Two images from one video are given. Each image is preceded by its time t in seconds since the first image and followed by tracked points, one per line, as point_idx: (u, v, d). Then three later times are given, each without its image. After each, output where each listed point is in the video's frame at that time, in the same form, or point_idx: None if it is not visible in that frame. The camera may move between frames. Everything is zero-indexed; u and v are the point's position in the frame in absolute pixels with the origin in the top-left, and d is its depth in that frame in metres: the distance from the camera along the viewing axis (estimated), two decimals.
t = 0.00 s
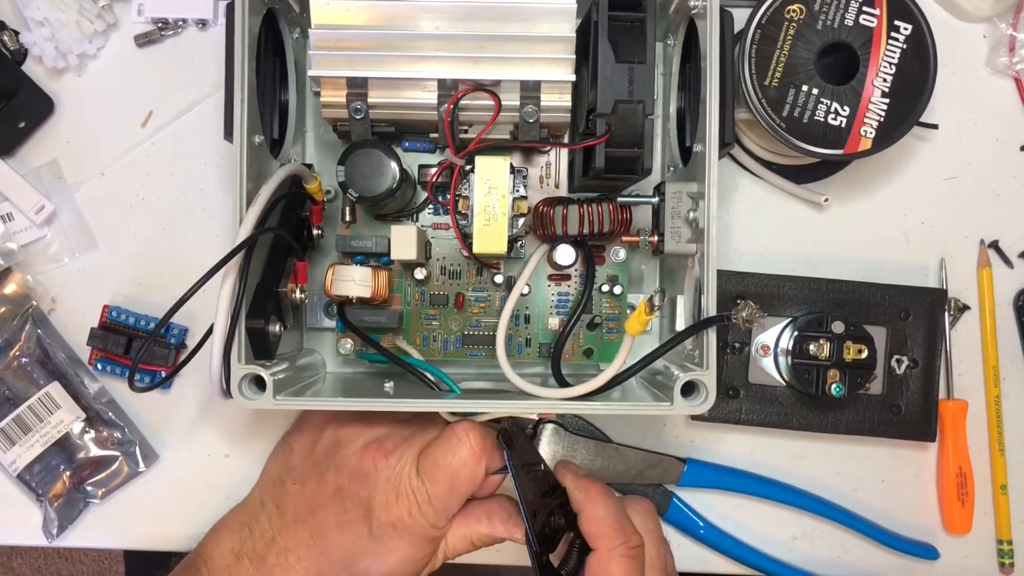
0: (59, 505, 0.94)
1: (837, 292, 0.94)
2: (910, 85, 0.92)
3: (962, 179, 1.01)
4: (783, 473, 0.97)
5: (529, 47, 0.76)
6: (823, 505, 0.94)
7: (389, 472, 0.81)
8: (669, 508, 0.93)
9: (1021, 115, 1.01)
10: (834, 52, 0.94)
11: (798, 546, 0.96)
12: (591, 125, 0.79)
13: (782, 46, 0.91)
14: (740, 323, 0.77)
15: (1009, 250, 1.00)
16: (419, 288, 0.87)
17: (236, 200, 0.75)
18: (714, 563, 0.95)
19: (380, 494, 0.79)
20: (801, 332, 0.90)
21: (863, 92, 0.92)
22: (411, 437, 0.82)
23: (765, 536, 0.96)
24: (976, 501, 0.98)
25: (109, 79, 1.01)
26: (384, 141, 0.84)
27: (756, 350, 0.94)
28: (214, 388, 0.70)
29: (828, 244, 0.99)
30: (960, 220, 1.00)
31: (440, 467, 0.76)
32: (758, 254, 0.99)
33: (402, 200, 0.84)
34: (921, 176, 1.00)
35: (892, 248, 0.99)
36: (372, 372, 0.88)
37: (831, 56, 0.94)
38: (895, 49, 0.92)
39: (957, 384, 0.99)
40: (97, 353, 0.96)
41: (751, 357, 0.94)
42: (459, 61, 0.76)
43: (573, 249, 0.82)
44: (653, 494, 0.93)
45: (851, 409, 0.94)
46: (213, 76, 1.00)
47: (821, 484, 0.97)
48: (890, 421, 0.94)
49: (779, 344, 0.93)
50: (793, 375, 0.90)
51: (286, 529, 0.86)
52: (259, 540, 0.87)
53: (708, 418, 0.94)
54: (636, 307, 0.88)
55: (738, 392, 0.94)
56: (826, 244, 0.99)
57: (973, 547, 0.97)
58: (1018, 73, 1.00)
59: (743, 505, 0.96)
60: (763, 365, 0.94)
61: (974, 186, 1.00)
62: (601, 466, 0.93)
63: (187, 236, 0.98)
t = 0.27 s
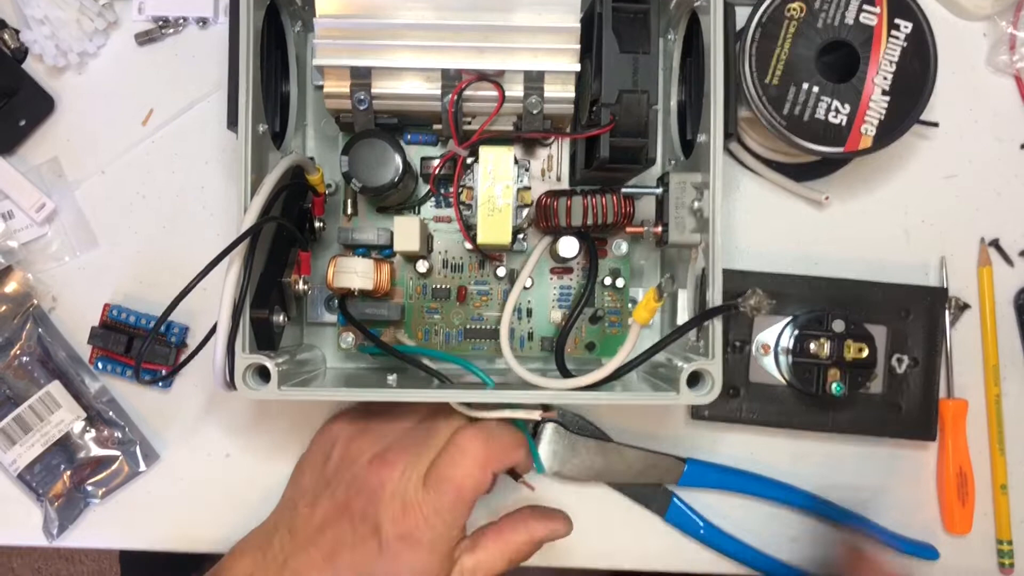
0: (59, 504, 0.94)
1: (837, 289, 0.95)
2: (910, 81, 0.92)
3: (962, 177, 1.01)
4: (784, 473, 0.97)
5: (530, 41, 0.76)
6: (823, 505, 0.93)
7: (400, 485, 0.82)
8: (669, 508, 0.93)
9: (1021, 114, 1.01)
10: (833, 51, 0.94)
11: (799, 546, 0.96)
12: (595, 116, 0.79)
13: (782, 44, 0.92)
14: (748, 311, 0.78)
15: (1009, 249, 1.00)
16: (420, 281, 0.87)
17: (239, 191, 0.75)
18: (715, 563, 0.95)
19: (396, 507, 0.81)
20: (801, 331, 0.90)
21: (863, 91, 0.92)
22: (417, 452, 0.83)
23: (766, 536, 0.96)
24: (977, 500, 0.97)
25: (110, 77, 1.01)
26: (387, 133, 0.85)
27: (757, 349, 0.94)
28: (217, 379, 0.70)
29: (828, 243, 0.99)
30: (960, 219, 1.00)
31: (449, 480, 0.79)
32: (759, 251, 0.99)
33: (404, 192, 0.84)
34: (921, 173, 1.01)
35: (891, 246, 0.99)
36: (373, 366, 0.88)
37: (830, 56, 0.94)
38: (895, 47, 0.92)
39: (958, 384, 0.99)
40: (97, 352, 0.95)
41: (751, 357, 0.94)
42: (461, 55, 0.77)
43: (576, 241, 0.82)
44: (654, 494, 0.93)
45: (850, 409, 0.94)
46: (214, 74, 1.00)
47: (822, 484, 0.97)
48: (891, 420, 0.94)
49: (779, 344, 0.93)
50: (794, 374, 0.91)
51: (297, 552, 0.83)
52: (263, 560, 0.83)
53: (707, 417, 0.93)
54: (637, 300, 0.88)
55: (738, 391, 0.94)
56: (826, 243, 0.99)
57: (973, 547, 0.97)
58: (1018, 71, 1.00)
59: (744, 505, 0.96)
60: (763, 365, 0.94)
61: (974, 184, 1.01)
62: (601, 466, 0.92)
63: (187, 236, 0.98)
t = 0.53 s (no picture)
0: (59, 505, 0.94)
1: (837, 291, 0.95)
2: (909, 83, 0.92)
3: (962, 179, 1.01)
4: (784, 474, 0.97)
5: (530, 43, 0.76)
6: (823, 505, 0.93)
7: (374, 528, 0.72)
8: (669, 509, 0.93)
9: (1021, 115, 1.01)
10: (833, 52, 0.94)
11: (799, 546, 0.96)
12: (593, 119, 0.79)
13: (782, 45, 0.92)
14: (746, 316, 0.78)
15: (1009, 250, 1.00)
16: (420, 283, 0.87)
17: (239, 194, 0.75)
18: (715, 563, 0.95)
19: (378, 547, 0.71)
20: (801, 332, 0.90)
21: (863, 93, 0.92)
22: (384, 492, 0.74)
23: (766, 536, 0.96)
24: (977, 501, 0.98)
25: (110, 79, 1.01)
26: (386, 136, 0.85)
27: (756, 350, 0.94)
28: (217, 380, 0.70)
29: (828, 244, 0.99)
30: (960, 220, 1.00)
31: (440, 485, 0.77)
32: (758, 252, 0.99)
33: (403, 195, 0.84)
34: (920, 175, 1.01)
35: (891, 247, 1.00)
36: (372, 368, 0.88)
37: (831, 57, 0.94)
38: (895, 49, 0.92)
39: (957, 384, 0.99)
40: (97, 353, 0.95)
41: (751, 358, 0.94)
42: (460, 57, 0.77)
43: (575, 243, 0.83)
44: (654, 493, 0.93)
45: (851, 409, 0.94)
46: (214, 76, 1.00)
47: (821, 485, 0.97)
48: (891, 420, 0.95)
49: (779, 344, 0.93)
50: (793, 375, 0.90)
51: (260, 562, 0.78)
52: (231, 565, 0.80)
53: (708, 418, 0.93)
54: (636, 302, 0.88)
55: (738, 392, 0.94)
56: (825, 244, 0.99)
57: (973, 547, 0.97)
58: (1017, 73, 1.01)
59: (744, 505, 0.96)
60: (762, 366, 0.94)
61: (974, 185, 1.01)
62: (601, 466, 0.92)
63: (188, 237, 0.98)
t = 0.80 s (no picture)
0: (59, 505, 0.94)
1: (837, 291, 0.95)
2: (909, 83, 0.92)
3: (961, 179, 1.01)
4: (784, 474, 0.97)
5: (530, 43, 0.77)
6: (823, 505, 0.93)
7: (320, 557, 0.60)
8: (669, 509, 0.93)
9: (1020, 116, 1.01)
10: (833, 53, 0.95)
11: (799, 546, 0.96)
12: (594, 119, 0.79)
13: (782, 46, 0.92)
14: (748, 313, 0.78)
15: (1008, 250, 1.01)
16: (420, 283, 0.87)
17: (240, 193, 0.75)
18: (715, 563, 0.95)
19: (393, 575, 0.66)
20: (801, 332, 0.90)
21: (863, 93, 0.92)
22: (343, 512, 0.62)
23: (766, 536, 0.96)
24: (977, 501, 0.98)
25: (110, 79, 1.01)
26: (386, 136, 0.85)
27: (756, 350, 0.94)
28: (217, 379, 0.69)
29: (827, 244, 0.99)
30: (959, 221, 1.01)
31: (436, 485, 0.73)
32: (758, 253, 0.99)
33: (403, 195, 0.84)
34: (920, 176, 1.01)
35: (890, 248, 1.00)
36: (372, 368, 0.88)
37: (831, 57, 0.95)
38: (895, 49, 0.92)
39: (957, 385, 0.99)
40: (97, 353, 0.95)
41: (751, 358, 0.94)
42: (461, 57, 0.77)
43: (575, 243, 0.83)
44: (653, 493, 0.93)
45: (851, 409, 0.94)
46: (214, 76, 1.00)
47: (821, 485, 0.97)
48: (891, 420, 0.95)
49: (779, 345, 0.93)
50: (793, 375, 0.90)
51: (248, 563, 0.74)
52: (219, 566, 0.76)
53: (708, 418, 0.93)
54: (636, 302, 0.88)
55: (738, 392, 0.94)
56: (825, 244, 0.99)
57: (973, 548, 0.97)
58: (1017, 74, 1.01)
59: (744, 505, 0.96)
60: (763, 366, 0.94)
61: (974, 186, 1.01)
62: (601, 466, 0.92)
63: (188, 237, 0.98)
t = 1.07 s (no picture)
0: (59, 504, 0.94)
1: (836, 291, 0.95)
2: (909, 82, 0.92)
3: (961, 178, 1.01)
4: (784, 473, 0.97)
5: (530, 41, 0.77)
6: (823, 505, 0.93)
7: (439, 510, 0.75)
8: (669, 508, 0.93)
9: (1021, 115, 1.01)
10: (833, 51, 0.95)
11: (799, 545, 0.96)
12: (594, 118, 0.79)
13: (782, 45, 0.92)
14: (747, 313, 0.78)
15: (1008, 249, 1.01)
16: (420, 282, 0.87)
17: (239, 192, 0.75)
18: (715, 563, 0.95)
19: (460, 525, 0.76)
20: (801, 331, 0.90)
21: (863, 92, 0.92)
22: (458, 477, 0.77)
23: (766, 536, 0.96)
24: (977, 500, 0.98)
25: (110, 78, 1.01)
26: (386, 135, 0.85)
27: (756, 349, 0.94)
28: (217, 379, 0.70)
29: (827, 243, 0.99)
30: (959, 220, 1.01)
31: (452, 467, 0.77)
32: (758, 252, 0.99)
33: (403, 194, 0.84)
34: (920, 175, 1.01)
35: (891, 247, 1.00)
36: (372, 367, 0.88)
37: (831, 56, 0.95)
38: (895, 48, 0.92)
39: (957, 384, 0.99)
40: (97, 352, 0.95)
41: (751, 357, 0.94)
42: (461, 56, 0.77)
43: (575, 242, 0.83)
44: (653, 492, 0.93)
45: (852, 408, 0.94)
46: (214, 75, 1.00)
47: (821, 485, 0.97)
48: (891, 420, 0.95)
49: (779, 344, 0.93)
50: (792, 375, 0.91)
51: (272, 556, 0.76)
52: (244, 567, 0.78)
53: (709, 417, 0.94)
54: (637, 301, 0.88)
55: (738, 392, 0.94)
56: (825, 243, 0.99)
57: (973, 547, 0.97)
58: (1017, 73, 1.01)
59: (744, 505, 0.96)
60: (763, 365, 0.94)
61: (974, 185, 1.01)
62: (601, 466, 0.92)
63: (188, 237, 0.98)
